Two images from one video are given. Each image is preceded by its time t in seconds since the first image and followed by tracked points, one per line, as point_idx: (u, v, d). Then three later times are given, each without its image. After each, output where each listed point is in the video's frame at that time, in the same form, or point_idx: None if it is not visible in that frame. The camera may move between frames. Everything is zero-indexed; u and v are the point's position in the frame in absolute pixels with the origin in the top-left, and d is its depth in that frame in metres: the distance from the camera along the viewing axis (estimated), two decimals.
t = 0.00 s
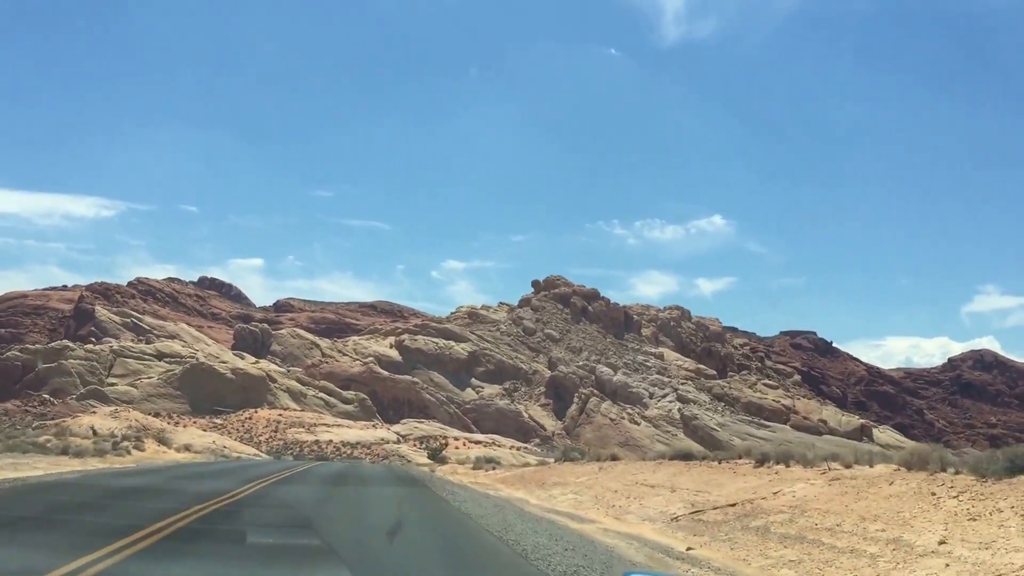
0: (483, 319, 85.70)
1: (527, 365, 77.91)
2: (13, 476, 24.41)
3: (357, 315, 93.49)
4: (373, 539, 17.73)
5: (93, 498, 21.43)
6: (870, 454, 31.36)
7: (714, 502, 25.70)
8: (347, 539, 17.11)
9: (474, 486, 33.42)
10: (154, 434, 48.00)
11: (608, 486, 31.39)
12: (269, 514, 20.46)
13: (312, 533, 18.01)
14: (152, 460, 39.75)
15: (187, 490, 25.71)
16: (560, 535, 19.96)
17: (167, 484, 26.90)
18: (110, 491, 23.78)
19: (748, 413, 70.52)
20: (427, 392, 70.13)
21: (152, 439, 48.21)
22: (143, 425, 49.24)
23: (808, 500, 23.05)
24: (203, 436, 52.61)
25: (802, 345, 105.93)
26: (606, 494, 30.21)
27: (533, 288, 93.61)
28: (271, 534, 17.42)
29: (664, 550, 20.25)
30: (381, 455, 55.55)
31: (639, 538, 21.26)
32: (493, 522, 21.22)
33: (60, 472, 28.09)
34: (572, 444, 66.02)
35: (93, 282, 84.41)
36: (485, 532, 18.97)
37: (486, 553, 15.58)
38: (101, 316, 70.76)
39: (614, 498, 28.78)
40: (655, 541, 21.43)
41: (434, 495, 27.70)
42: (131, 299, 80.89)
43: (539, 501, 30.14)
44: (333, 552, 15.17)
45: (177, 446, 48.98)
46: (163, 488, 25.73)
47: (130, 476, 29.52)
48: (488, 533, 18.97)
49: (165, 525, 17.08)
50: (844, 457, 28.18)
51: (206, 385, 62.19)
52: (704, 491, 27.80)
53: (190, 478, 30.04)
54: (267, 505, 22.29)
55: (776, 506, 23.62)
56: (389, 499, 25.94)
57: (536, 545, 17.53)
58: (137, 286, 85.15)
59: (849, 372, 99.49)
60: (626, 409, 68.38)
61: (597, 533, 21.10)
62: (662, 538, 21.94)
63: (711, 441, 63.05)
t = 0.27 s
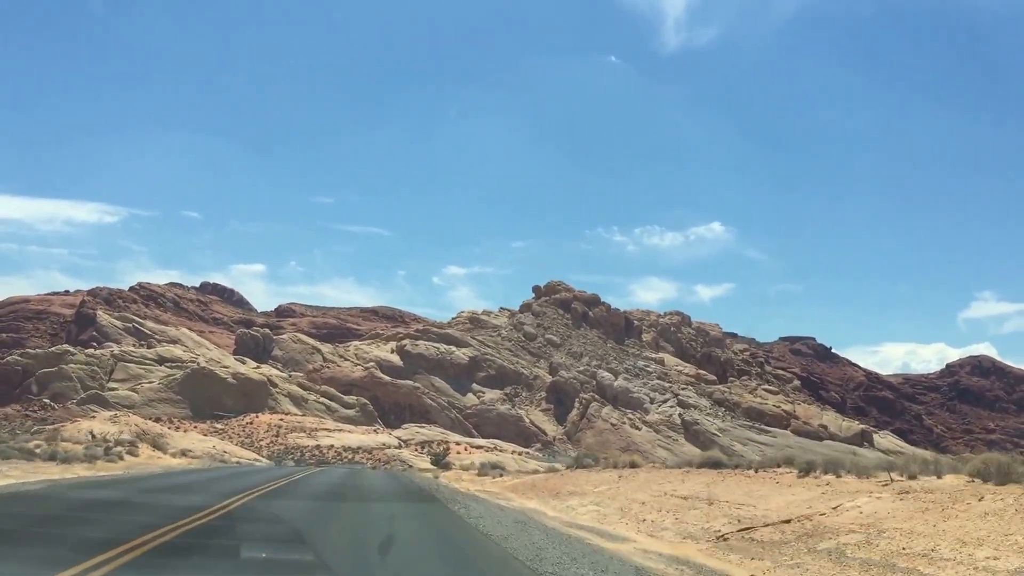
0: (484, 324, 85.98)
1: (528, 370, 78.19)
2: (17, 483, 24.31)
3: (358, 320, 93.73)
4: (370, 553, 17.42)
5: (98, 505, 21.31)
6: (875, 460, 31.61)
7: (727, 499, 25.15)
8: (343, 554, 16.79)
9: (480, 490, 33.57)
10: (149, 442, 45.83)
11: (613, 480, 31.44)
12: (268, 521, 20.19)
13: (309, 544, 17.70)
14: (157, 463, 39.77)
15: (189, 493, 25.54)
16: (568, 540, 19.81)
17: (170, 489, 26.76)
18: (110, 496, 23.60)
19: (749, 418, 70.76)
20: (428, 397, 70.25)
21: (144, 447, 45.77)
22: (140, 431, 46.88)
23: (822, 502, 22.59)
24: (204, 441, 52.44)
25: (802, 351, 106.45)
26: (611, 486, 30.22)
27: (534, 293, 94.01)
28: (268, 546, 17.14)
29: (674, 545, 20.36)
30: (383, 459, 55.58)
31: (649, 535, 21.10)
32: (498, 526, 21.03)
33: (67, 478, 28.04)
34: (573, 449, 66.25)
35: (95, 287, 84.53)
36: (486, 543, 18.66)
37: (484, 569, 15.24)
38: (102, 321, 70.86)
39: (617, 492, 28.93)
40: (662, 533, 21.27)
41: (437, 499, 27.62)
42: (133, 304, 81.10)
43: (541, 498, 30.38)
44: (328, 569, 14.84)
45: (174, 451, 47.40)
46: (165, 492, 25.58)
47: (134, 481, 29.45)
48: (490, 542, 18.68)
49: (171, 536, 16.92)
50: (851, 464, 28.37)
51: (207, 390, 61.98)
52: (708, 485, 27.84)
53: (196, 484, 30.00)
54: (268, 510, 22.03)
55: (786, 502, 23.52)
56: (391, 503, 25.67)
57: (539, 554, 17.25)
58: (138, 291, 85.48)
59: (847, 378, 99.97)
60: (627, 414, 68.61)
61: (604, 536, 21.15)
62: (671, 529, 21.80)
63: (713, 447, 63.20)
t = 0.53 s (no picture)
0: (484, 329, 86.14)
1: (528, 375, 78.33)
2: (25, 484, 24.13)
3: (359, 324, 93.82)
4: (375, 555, 17.20)
5: (106, 508, 21.11)
6: (887, 465, 31.45)
7: (774, 512, 24.23)
8: (347, 555, 16.48)
9: (486, 495, 33.60)
10: (149, 435, 42.86)
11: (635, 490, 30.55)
12: (274, 524, 19.90)
13: (314, 545, 17.40)
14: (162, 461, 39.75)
15: (195, 496, 25.31)
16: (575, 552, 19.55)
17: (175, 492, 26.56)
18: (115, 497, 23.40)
19: (749, 423, 70.96)
20: (429, 401, 70.28)
21: (141, 445, 42.92)
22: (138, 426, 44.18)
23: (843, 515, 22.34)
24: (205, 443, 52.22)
25: (800, 356, 106.89)
26: (636, 497, 29.11)
27: (534, 298, 94.26)
28: (272, 547, 16.84)
29: (687, 555, 20.40)
30: (383, 463, 55.11)
31: (656, 549, 21.02)
32: (505, 536, 20.73)
33: (74, 482, 27.87)
34: (575, 454, 66.32)
35: (96, 291, 84.47)
36: (495, 551, 18.35)
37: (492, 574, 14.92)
38: (103, 325, 70.79)
39: (626, 500, 28.93)
40: (674, 547, 21.17)
41: (444, 502, 27.55)
42: (134, 308, 81.14)
43: (547, 507, 30.32)
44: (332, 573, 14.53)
45: (181, 443, 45.97)
46: (171, 494, 25.35)
47: (140, 484, 29.33)
48: (498, 551, 18.36)
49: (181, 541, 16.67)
50: (859, 469, 28.49)
51: (207, 394, 61.70)
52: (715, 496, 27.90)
53: (203, 487, 29.86)
54: (274, 513, 21.75)
55: (797, 515, 23.46)
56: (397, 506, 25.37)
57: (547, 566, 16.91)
58: (139, 295, 85.54)
59: (846, 383, 100.37)
60: (628, 418, 68.74)
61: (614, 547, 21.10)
62: (681, 543, 21.70)
63: (714, 454, 63.42)
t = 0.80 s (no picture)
0: (484, 331, 86.16)
1: (529, 377, 78.34)
2: (30, 481, 23.99)
3: (359, 327, 93.80)
4: (378, 556, 16.98)
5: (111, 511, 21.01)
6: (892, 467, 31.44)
7: (830, 525, 18.30)
8: (350, 561, 16.16)
9: (490, 495, 33.51)
10: (148, 438, 42.07)
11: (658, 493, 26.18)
12: (276, 532, 19.60)
13: (315, 553, 17.09)
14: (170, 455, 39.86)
15: (199, 500, 25.09)
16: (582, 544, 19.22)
17: (178, 495, 26.38)
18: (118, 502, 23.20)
19: (749, 425, 71.01)
20: (429, 403, 70.20)
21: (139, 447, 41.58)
22: (137, 429, 43.52)
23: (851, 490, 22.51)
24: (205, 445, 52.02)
25: (799, 358, 107.07)
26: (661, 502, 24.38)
27: (534, 300, 94.34)
28: (273, 553, 16.58)
29: (693, 524, 20.53)
30: (383, 466, 54.93)
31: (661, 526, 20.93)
32: (512, 536, 20.43)
33: (80, 476, 27.63)
34: (576, 457, 66.33)
35: (97, 294, 84.57)
36: (500, 550, 18.00)
37: (496, 575, 14.57)
38: (104, 328, 70.67)
39: (634, 488, 28.95)
40: (677, 519, 21.13)
41: (448, 504, 27.42)
42: (134, 311, 81.12)
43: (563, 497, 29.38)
44: None
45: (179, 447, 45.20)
46: (173, 496, 25.12)
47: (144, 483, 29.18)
48: (503, 550, 18.07)
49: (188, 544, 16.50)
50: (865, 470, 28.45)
51: (208, 396, 61.47)
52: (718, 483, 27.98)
53: (207, 489, 29.71)
54: (277, 522, 21.47)
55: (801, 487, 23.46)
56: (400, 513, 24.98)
57: (554, 567, 16.56)
58: (140, 298, 85.52)
59: (845, 386, 100.56)
60: (628, 421, 68.78)
61: (623, 537, 21.02)
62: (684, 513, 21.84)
63: (715, 456, 63.59)
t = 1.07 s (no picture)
0: (486, 331, 85.63)
1: (531, 378, 77.82)
2: (24, 482, 23.44)
3: (361, 328, 93.31)
4: (375, 559, 16.38)
5: (107, 511, 20.50)
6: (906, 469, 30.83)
7: (909, 540, 16.75)
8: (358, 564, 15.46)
9: (494, 497, 32.97)
10: (145, 439, 41.55)
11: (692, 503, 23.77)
12: (280, 535, 18.91)
13: (322, 556, 16.41)
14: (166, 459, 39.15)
15: (197, 502, 24.50)
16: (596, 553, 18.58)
17: (174, 495, 25.79)
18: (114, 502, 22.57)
19: (754, 426, 70.42)
20: (431, 405, 69.65)
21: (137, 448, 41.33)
22: (135, 430, 42.95)
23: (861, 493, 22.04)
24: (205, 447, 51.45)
25: (803, 359, 106.49)
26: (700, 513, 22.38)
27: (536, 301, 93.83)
28: (277, 556, 15.89)
29: (706, 534, 19.82)
30: (385, 467, 54.34)
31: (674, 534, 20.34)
32: (520, 539, 19.74)
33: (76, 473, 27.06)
34: (579, 458, 65.76)
35: (97, 295, 84.14)
36: (511, 553, 17.31)
37: None
38: (104, 329, 70.17)
39: (642, 490, 28.39)
40: (691, 526, 20.54)
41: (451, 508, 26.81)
42: (135, 311, 80.67)
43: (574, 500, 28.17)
44: None
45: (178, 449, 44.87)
46: (171, 496, 24.49)
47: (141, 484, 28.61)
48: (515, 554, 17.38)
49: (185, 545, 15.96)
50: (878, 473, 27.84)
51: (208, 397, 60.94)
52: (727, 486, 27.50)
53: (205, 490, 29.12)
54: (278, 525, 20.81)
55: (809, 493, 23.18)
56: (403, 518, 24.29)
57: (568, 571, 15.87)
58: (141, 299, 85.09)
59: (849, 387, 100.01)
60: (632, 422, 68.21)
61: (634, 542, 20.36)
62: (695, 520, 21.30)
63: (720, 457, 62.89)
